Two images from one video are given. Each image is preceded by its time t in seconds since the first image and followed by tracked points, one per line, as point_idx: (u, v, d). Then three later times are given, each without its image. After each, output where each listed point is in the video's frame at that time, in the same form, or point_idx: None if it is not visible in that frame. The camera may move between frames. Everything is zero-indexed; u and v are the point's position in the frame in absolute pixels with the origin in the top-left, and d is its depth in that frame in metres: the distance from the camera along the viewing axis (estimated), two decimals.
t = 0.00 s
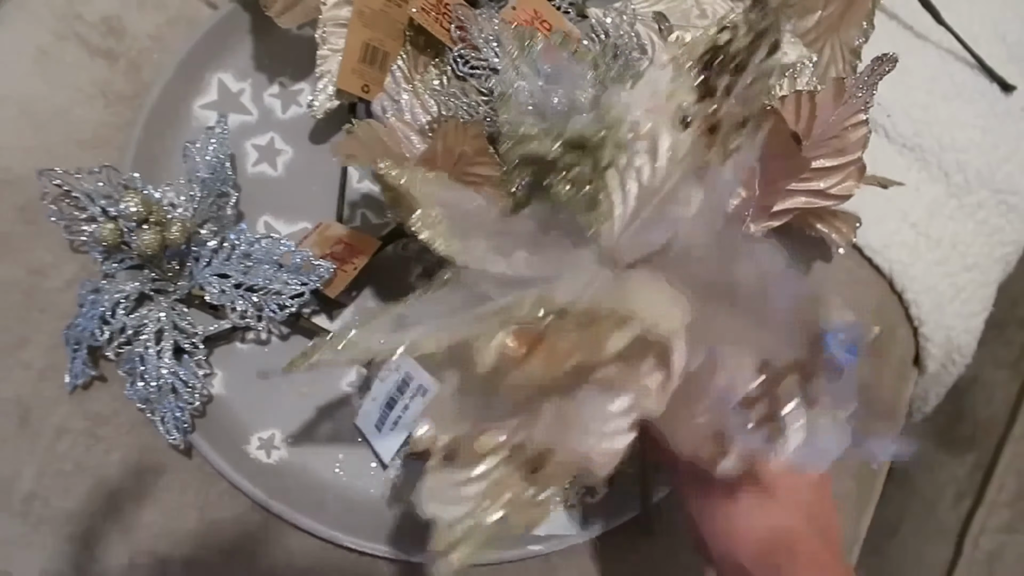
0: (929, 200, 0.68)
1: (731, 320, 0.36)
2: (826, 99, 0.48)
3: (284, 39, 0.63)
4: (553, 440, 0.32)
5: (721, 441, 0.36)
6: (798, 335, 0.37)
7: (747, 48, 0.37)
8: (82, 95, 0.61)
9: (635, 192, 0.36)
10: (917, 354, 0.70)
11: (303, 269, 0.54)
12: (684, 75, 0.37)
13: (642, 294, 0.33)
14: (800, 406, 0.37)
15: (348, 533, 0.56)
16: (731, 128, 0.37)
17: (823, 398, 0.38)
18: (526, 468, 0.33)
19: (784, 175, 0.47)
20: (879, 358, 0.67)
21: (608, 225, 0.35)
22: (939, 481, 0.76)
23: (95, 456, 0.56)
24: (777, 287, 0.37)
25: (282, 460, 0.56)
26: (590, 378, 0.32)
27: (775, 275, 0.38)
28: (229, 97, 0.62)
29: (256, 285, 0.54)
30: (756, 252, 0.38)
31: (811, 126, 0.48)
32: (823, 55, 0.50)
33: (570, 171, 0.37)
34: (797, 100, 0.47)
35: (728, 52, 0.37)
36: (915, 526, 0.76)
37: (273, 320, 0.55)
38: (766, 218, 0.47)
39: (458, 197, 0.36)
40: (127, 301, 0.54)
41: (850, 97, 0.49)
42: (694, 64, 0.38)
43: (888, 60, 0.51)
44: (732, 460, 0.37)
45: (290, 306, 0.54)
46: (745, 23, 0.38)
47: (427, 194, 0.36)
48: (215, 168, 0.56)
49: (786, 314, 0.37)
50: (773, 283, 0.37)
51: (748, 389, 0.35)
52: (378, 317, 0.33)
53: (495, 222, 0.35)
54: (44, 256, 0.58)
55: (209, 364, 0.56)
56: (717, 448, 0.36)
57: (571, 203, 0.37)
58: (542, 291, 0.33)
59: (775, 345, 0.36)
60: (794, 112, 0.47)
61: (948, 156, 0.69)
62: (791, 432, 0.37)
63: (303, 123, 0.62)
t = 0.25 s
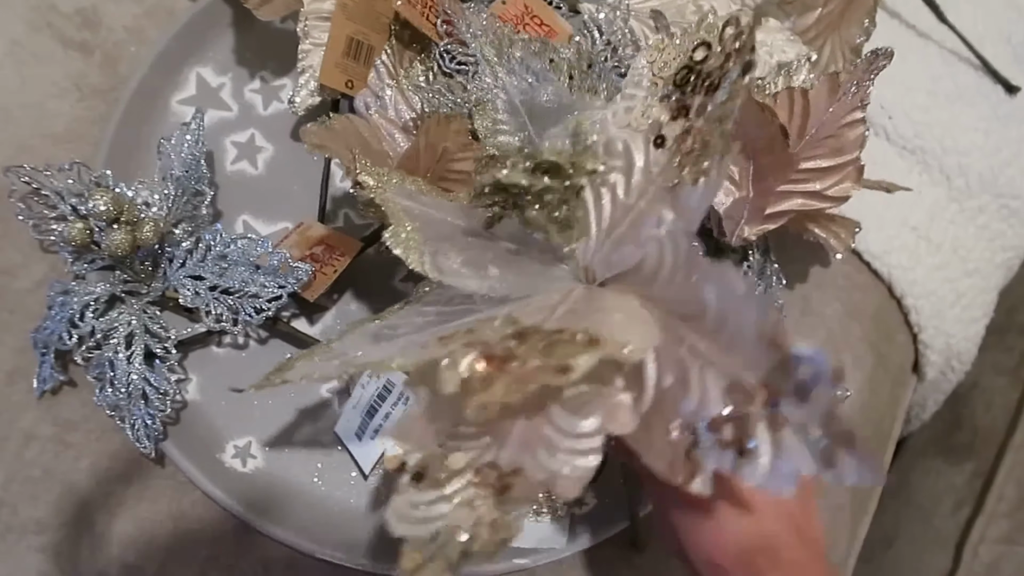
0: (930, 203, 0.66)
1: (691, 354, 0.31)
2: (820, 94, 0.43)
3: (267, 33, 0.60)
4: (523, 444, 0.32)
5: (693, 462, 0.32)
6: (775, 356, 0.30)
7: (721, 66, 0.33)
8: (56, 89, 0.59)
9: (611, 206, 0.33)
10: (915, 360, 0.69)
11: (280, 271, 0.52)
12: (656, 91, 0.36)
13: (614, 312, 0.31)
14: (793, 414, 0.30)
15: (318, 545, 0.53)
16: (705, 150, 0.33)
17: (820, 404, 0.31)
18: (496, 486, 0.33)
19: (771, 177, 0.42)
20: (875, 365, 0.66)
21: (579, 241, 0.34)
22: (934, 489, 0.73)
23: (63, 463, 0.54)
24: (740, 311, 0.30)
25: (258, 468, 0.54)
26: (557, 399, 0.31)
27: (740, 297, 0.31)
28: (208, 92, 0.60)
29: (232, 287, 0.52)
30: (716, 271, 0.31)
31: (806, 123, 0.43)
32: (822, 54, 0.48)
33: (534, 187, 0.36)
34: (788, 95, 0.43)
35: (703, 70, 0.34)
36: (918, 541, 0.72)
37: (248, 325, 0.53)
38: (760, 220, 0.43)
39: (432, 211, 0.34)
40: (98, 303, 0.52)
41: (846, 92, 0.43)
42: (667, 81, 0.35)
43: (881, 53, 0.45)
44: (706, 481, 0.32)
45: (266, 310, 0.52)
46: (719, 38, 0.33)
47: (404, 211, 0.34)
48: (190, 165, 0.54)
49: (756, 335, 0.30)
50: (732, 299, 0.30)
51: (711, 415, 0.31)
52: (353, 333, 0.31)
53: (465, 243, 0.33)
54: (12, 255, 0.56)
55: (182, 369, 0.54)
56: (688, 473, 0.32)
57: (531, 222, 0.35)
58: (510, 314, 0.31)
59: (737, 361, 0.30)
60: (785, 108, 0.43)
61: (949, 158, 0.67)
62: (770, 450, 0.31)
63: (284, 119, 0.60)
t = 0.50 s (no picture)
0: (937, 196, 0.65)
1: (774, 291, 0.29)
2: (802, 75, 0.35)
3: (258, 16, 0.58)
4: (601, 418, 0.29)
5: (801, 390, 0.29)
6: (880, 271, 0.27)
7: (744, 30, 0.36)
8: (41, 74, 0.58)
9: (648, 172, 0.32)
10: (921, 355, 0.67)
11: (273, 263, 0.50)
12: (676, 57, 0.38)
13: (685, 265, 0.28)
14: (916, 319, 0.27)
15: (312, 541, 0.52)
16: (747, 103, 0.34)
17: (942, 302, 0.26)
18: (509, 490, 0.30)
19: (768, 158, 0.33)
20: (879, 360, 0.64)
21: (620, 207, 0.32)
22: (935, 482, 0.70)
23: (51, 458, 0.53)
24: (830, 237, 0.28)
25: (252, 464, 0.53)
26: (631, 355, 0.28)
27: (836, 224, 0.28)
28: (199, 78, 0.58)
29: (224, 279, 0.51)
30: (796, 193, 0.29)
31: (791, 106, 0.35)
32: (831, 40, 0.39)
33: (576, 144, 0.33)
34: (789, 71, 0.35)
35: (720, 37, 0.37)
36: (917, 535, 0.70)
37: (241, 318, 0.51)
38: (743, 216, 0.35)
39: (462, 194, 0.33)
40: (85, 295, 0.51)
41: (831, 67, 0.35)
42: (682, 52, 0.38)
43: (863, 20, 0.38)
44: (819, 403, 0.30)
45: (260, 302, 0.51)
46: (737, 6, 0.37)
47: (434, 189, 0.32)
48: (179, 153, 0.52)
49: (851, 254, 0.28)
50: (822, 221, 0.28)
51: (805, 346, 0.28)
52: (389, 323, 0.30)
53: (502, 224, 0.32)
54: None
55: (172, 362, 0.53)
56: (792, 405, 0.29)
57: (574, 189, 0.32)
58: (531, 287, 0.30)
59: (831, 283, 0.28)
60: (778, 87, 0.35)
61: (958, 150, 0.65)
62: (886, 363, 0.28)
63: (278, 106, 0.58)
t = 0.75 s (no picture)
0: (945, 197, 0.65)
1: (773, 309, 0.28)
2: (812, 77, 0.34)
3: (265, 15, 0.58)
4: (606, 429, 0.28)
5: (796, 413, 0.28)
6: (880, 292, 0.27)
7: (752, 35, 0.33)
8: (48, 73, 0.57)
9: (654, 180, 0.31)
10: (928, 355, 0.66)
11: (281, 265, 0.50)
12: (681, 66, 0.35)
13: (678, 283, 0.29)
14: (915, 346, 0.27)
15: (315, 541, 0.52)
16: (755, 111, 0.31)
17: (943, 327, 0.26)
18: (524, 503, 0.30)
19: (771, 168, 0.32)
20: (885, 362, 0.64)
21: (625, 218, 0.31)
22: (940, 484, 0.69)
23: (60, 458, 0.53)
24: (830, 254, 0.27)
25: (260, 465, 0.53)
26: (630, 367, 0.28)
27: (836, 240, 0.27)
28: (206, 78, 0.58)
29: (232, 281, 0.51)
30: (796, 207, 0.28)
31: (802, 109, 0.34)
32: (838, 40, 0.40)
33: (580, 151, 0.32)
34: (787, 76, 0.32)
35: (730, 41, 0.33)
36: (924, 538, 0.70)
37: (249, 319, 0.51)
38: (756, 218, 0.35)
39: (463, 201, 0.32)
40: (95, 295, 0.51)
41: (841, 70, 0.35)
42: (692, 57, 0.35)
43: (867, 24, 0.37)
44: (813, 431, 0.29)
45: (268, 304, 0.51)
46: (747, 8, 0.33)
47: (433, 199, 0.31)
48: (188, 154, 0.52)
49: (852, 276, 0.27)
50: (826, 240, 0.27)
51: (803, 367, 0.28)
52: (385, 333, 0.29)
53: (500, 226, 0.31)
54: (4, 245, 0.54)
55: (181, 363, 0.53)
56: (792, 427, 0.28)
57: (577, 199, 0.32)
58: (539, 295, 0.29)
59: (831, 306, 0.28)
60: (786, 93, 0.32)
61: (966, 150, 0.65)
62: (883, 391, 0.27)
63: (285, 107, 0.58)
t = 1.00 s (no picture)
0: (954, 196, 0.65)
1: (746, 339, 0.30)
2: (836, 83, 0.38)
3: (275, 16, 0.59)
4: (586, 450, 0.29)
5: (753, 444, 0.32)
6: (842, 337, 0.30)
7: (756, 50, 0.34)
8: (61, 74, 0.58)
9: (648, 194, 0.31)
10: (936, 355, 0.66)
11: (292, 264, 0.51)
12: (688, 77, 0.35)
13: (665, 301, 0.29)
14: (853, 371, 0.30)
15: (322, 537, 0.53)
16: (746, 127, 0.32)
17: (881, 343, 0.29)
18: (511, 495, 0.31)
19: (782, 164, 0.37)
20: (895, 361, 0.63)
21: (615, 234, 0.31)
22: (949, 483, 0.68)
23: (73, 455, 0.54)
24: (799, 293, 0.29)
25: (270, 462, 0.54)
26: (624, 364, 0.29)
27: (806, 280, 0.30)
28: (218, 79, 0.58)
29: (243, 280, 0.51)
30: (770, 247, 0.31)
31: (822, 115, 0.38)
32: (847, 42, 0.40)
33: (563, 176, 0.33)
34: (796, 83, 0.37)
35: (735, 54, 0.34)
36: (930, 534, 0.69)
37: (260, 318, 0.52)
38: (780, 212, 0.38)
39: (460, 206, 0.31)
40: (108, 294, 0.52)
41: (862, 80, 0.38)
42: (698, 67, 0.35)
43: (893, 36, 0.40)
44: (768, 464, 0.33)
45: (278, 303, 0.51)
46: (753, 23, 0.34)
47: (432, 207, 0.31)
48: (199, 155, 0.53)
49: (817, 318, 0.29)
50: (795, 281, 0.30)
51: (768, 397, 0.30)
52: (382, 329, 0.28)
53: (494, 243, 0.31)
54: (20, 245, 0.56)
55: (192, 362, 0.54)
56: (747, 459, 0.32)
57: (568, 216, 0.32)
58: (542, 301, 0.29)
59: (799, 343, 0.30)
60: (801, 99, 0.38)
61: (976, 150, 0.65)
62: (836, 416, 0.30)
63: (296, 107, 0.58)
